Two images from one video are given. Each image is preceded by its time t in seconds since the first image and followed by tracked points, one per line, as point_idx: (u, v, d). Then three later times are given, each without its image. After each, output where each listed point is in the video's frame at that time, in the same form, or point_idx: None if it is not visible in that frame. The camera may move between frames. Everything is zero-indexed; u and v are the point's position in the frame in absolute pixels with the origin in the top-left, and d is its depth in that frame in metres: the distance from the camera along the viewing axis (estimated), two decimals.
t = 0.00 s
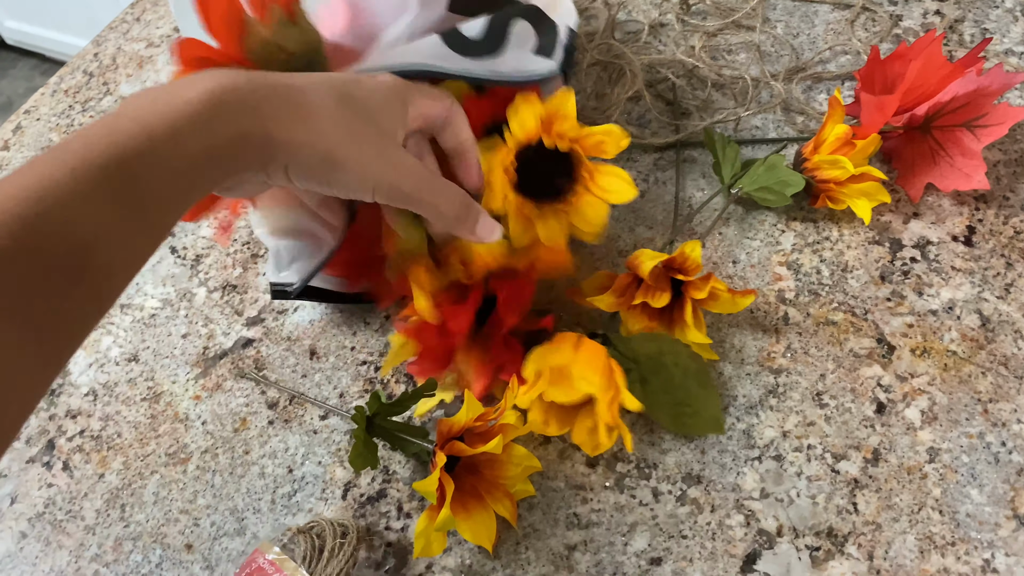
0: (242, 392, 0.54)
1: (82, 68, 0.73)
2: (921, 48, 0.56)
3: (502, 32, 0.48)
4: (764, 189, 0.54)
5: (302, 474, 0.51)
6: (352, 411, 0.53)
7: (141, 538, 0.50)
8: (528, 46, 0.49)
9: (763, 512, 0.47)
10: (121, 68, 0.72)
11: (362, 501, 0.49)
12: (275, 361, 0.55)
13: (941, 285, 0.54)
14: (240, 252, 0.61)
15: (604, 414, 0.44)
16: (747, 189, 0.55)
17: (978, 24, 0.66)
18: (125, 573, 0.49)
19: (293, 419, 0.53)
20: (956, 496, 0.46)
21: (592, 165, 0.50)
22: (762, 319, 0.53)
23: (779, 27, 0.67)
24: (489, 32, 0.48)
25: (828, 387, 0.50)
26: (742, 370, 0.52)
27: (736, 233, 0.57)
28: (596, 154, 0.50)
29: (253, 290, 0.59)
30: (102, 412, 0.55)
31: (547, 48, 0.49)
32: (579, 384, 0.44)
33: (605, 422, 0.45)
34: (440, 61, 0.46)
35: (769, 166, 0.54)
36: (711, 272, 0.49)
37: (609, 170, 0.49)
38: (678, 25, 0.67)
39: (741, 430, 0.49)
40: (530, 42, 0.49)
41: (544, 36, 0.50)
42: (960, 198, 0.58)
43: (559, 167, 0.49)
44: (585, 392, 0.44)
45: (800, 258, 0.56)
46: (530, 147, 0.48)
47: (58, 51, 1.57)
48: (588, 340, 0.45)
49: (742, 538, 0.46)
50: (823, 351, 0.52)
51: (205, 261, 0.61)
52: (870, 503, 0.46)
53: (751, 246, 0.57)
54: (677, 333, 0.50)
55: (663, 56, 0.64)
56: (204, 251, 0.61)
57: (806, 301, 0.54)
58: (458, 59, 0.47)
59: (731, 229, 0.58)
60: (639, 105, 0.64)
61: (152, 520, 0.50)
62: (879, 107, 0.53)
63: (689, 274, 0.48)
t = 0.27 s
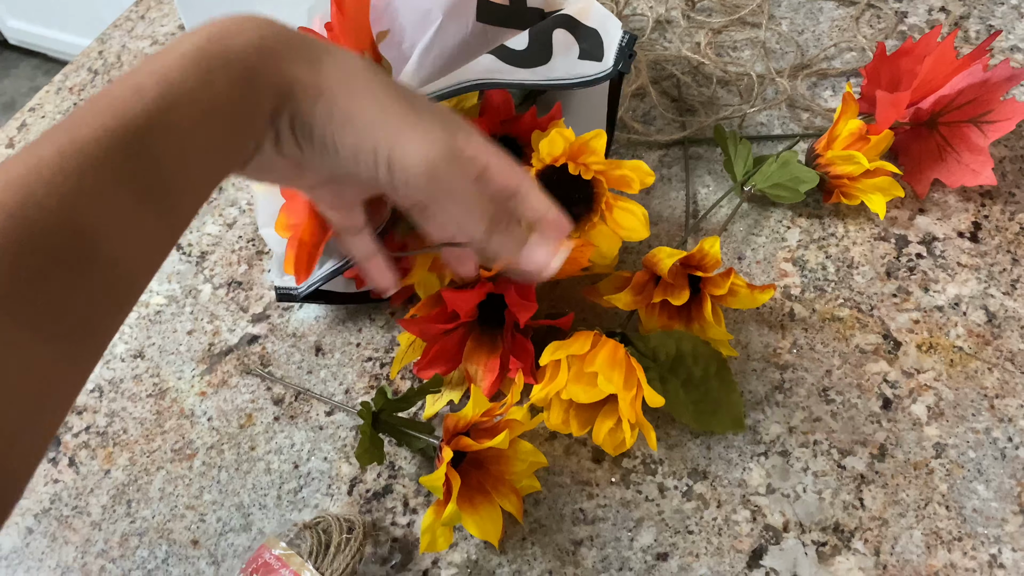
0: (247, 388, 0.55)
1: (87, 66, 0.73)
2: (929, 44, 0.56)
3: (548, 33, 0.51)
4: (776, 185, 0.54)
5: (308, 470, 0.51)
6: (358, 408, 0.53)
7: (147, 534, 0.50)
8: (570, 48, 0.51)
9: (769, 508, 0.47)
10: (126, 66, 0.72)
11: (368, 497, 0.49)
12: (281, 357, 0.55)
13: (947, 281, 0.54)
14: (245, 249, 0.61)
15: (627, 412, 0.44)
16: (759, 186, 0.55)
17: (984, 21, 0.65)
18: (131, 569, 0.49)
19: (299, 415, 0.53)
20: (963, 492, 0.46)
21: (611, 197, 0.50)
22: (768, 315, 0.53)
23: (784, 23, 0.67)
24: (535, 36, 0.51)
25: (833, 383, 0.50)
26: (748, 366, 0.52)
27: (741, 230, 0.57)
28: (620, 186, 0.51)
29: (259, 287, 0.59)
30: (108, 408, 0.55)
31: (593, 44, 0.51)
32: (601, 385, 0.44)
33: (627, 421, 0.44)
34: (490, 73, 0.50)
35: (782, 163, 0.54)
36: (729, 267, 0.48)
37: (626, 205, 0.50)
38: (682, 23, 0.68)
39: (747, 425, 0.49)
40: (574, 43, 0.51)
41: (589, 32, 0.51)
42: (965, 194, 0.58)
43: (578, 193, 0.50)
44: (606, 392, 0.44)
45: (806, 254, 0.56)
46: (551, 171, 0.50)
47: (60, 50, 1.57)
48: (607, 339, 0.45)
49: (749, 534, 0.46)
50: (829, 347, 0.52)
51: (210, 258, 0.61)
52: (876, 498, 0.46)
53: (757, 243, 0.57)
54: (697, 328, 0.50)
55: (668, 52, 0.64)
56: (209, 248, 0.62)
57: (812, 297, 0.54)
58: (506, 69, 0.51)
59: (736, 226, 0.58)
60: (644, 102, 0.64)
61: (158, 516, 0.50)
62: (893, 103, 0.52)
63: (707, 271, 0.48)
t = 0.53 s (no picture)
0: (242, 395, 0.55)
1: (82, 74, 0.73)
2: (920, 51, 0.57)
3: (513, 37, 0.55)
4: (769, 192, 0.54)
5: (303, 477, 0.51)
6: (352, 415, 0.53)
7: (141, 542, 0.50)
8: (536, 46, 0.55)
9: (762, 513, 0.47)
10: (122, 74, 0.72)
11: (362, 504, 0.49)
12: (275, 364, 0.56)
13: (939, 287, 0.54)
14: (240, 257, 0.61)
15: (619, 417, 0.44)
16: (753, 192, 0.55)
17: (975, 28, 0.66)
18: None
19: (293, 422, 0.53)
20: (955, 497, 0.46)
21: (588, 188, 0.50)
22: (761, 320, 0.54)
23: (778, 30, 0.67)
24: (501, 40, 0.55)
25: (826, 389, 0.51)
26: (741, 372, 0.52)
27: (735, 236, 0.58)
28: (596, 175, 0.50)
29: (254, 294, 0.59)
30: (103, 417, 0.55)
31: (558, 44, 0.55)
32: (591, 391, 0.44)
33: (619, 426, 0.45)
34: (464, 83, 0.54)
35: (774, 169, 0.54)
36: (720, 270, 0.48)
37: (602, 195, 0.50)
38: (677, 29, 0.68)
39: (740, 431, 0.50)
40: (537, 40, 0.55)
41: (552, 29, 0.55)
42: (957, 200, 0.58)
43: (557, 187, 0.51)
44: (597, 397, 0.44)
45: (799, 260, 0.56)
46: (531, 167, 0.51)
47: (57, 57, 1.57)
48: (598, 345, 0.45)
49: (742, 540, 0.46)
50: (822, 352, 0.52)
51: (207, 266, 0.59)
52: (869, 504, 0.47)
53: (750, 249, 0.57)
54: (691, 333, 0.50)
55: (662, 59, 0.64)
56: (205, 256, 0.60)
57: (805, 303, 0.54)
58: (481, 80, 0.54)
59: (730, 231, 0.58)
60: (638, 109, 0.65)
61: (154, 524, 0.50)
62: (885, 109, 0.53)
63: (699, 278, 0.49)
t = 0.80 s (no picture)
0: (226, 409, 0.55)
1: (67, 88, 0.73)
2: (900, 56, 0.57)
3: (512, 55, 0.56)
4: (750, 200, 0.54)
5: (286, 490, 0.51)
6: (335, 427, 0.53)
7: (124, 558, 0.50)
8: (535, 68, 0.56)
9: (746, 522, 0.47)
10: (106, 88, 0.73)
11: (346, 517, 0.49)
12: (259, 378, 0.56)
13: (921, 292, 0.54)
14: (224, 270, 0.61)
15: (604, 430, 0.44)
16: (734, 201, 0.55)
17: (956, 32, 0.66)
18: None
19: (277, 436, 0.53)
20: (938, 503, 0.46)
21: (570, 206, 0.51)
22: (744, 328, 0.54)
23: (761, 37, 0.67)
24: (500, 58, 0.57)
25: (809, 396, 0.51)
26: (724, 380, 0.52)
27: (718, 243, 0.58)
28: (577, 195, 0.50)
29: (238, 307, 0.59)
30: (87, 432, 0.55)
31: (549, 50, 0.56)
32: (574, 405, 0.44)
33: (606, 439, 0.45)
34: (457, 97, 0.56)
35: (755, 177, 0.54)
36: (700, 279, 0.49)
37: (582, 213, 0.50)
38: (659, 36, 0.67)
39: (724, 439, 0.50)
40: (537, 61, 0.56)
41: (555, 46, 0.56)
42: (939, 205, 0.58)
43: (539, 204, 0.53)
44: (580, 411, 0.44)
45: (781, 267, 0.56)
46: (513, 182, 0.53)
47: (48, 69, 1.57)
48: (582, 357, 0.45)
49: (726, 549, 0.46)
50: (805, 359, 0.52)
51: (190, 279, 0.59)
52: (852, 511, 0.47)
53: (733, 256, 0.57)
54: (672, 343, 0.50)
55: (644, 68, 0.64)
56: (189, 270, 0.60)
57: (787, 310, 0.54)
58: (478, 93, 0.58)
59: (713, 239, 0.58)
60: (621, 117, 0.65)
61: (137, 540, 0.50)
62: (864, 116, 0.53)
63: (680, 287, 0.49)
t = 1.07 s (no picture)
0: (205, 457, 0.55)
1: (44, 145, 0.74)
2: (849, 90, 0.59)
3: (488, 100, 0.59)
4: (712, 235, 0.56)
5: (266, 536, 0.51)
6: (313, 471, 0.54)
7: None
8: (513, 107, 0.58)
9: (717, 549, 0.48)
10: (82, 143, 0.74)
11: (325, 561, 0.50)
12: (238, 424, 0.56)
13: (880, 317, 0.56)
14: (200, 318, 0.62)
15: (604, 480, 0.44)
16: (696, 236, 0.57)
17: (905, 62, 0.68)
18: None
19: (255, 482, 0.54)
20: (902, 524, 0.48)
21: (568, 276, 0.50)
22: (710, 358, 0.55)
23: (718, 74, 0.68)
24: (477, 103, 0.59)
25: (775, 422, 0.52)
26: (693, 410, 0.53)
27: (683, 276, 0.60)
28: (579, 262, 0.50)
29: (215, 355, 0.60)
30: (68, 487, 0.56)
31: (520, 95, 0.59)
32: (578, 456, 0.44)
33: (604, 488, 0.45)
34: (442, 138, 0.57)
35: (715, 213, 0.56)
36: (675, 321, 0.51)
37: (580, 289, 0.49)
38: (619, 76, 0.69)
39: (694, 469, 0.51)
40: (513, 100, 0.58)
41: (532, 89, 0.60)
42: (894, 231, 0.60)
43: (539, 271, 0.52)
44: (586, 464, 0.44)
45: (745, 297, 0.58)
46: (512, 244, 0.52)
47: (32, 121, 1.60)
48: (582, 412, 0.45)
49: None
50: (769, 387, 0.54)
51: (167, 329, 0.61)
52: (820, 535, 0.48)
53: (698, 288, 0.59)
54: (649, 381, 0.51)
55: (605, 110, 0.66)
56: (166, 320, 0.62)
57: (751, 339, 0.56)
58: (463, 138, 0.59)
59: (678, 272, 0.60)
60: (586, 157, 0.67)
61: None
62: (815, 149, 0.55)
63: (656, 325, 0.51)
